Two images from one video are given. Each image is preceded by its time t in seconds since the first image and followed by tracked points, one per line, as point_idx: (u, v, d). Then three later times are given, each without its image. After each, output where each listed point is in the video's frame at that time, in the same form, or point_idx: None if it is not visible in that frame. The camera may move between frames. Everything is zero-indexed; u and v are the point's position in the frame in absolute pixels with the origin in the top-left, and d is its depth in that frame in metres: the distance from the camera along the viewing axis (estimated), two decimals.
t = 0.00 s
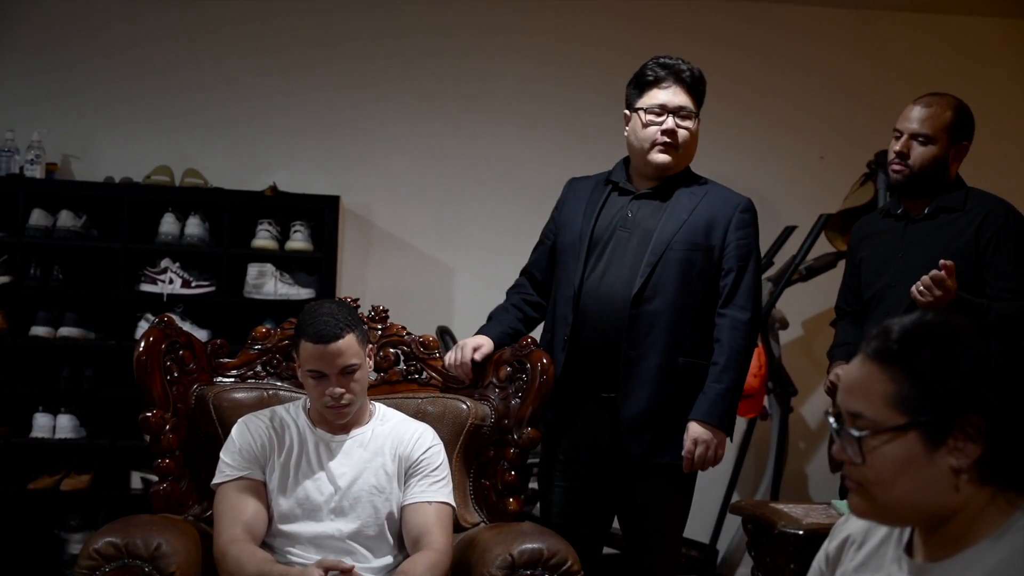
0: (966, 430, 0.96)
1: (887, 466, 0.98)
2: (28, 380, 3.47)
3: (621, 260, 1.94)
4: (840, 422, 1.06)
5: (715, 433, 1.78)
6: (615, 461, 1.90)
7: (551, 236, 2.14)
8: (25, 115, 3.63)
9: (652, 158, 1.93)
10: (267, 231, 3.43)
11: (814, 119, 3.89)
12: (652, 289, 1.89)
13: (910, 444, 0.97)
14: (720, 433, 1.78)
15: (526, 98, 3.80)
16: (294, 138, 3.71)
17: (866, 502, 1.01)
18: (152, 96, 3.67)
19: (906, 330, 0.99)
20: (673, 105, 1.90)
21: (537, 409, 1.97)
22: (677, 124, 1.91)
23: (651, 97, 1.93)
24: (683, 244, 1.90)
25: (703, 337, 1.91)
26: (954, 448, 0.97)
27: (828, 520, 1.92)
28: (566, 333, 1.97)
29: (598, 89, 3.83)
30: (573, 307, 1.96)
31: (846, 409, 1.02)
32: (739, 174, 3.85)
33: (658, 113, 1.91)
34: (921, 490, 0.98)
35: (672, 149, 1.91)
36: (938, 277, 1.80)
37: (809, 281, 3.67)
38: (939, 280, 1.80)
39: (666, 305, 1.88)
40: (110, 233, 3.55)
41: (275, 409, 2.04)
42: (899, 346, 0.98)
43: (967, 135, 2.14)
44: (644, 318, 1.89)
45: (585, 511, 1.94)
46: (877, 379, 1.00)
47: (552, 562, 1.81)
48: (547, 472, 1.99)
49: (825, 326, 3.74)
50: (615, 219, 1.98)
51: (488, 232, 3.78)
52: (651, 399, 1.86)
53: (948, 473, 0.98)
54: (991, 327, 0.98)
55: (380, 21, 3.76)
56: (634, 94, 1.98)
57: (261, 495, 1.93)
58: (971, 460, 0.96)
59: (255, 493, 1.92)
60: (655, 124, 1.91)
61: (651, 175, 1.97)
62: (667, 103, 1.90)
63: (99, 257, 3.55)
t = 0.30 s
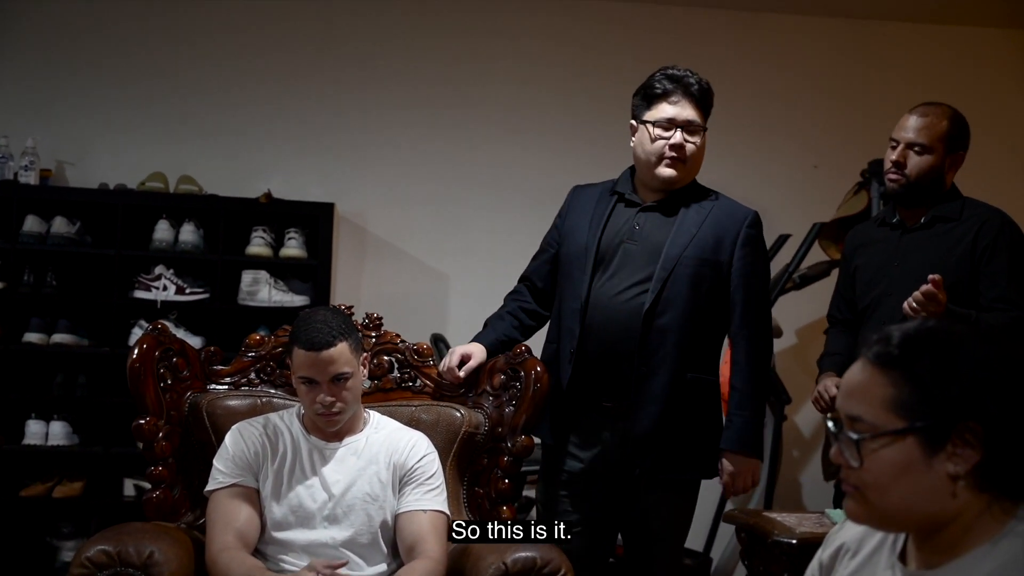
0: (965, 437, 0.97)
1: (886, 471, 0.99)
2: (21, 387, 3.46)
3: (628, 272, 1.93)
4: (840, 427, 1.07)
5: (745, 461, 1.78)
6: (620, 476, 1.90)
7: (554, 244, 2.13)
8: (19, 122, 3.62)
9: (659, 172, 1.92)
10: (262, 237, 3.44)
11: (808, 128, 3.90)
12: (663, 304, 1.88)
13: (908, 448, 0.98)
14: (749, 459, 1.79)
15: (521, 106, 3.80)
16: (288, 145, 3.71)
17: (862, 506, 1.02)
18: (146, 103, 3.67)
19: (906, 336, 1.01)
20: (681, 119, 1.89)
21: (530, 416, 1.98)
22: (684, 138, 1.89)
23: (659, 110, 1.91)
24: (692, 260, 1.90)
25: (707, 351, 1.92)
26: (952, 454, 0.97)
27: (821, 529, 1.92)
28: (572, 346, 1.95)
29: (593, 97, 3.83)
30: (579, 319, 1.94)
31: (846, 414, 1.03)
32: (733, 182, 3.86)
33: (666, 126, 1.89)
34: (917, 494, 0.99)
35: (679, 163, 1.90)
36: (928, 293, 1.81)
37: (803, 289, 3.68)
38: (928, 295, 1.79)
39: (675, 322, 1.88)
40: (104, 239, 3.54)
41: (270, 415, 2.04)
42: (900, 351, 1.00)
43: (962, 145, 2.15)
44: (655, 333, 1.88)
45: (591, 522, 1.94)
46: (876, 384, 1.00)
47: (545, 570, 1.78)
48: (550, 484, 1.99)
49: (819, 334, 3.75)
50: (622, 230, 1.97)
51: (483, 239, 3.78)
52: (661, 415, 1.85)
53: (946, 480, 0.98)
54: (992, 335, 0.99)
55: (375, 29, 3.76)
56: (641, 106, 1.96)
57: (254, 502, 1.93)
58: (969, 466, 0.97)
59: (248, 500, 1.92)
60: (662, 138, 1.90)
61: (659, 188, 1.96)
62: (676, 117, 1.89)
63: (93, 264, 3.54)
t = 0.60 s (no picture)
0: (959, 442, 0.97)
1: (881, 477, 0.99)
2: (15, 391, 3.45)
3: (629, 280, 1.93)
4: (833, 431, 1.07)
5: (744, 467, 1.81)
6: (617, 481, 1.90)
7: (548, 245, 2.12)
8: (15, 125, 3.62)
9: (659, 187, 1.91)
10: (258, 242, 3.44)
11: (803, 134, 3.91)
12: (666, 314, 1.89)
13: (902, 453, 0.98)
14: (747, 464, 1.81)
15: (517, 111, 3.81)
16: (284, 149, 3.71)
17: (855, 511, 1.02)
18: (142, 106, 3.67)
19: (901, 341, 1.01)
20: (684, 137, 1.86)
21: (525, 421, 2.00)
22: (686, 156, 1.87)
23: (662, 125, 1.87)
24: (694, 269, 1.91)
25: (708, 356, 1.93)
26: (946, 459, 0.98)
27: (815, 534, 1.93)
28: (570, 352, 1.94)
29: (589, 102, 3.84)
30: (578, 325, 1.94)
31: (840, 419, 1.03)
32: (728, 188, 3.87)
33: (668, 146, 1.86)
34: (910, 500, 0.99)
35: (679, 180, 1.89)
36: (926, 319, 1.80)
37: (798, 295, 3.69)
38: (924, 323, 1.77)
39: (680, 331, 1.89)
40: (98, 243, 3.54)
41: (264, 419, 2.04)
42: (895, 356, 1.00)
43: (957, 151, 2.15)
44: (658, 343, 1.89)
45: (591, 528, 1.93)
46: (870, 389, 1.01)
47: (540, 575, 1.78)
48: (546, 489, 1.99)
49: (814, 339, 3.76)
50: (621, 236, 1.96)
51: (479, 243, 3.78)
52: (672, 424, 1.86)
53: (940, 485, 0.99)
54: (987, 341, 1.00)
55: (372, 34, 3.76)
56: (643, 117, 1.92)
57: (249, 507, 1.92)
58: (963, 471, 0.98)
59: (243, 506, 1.92)
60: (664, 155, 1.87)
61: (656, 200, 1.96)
62: (679, 135, 1.86)
63: (87, 267, 3.54)
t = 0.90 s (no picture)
0: (950, 442, 0.98)
1: (872, 477, 1.00)
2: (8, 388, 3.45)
3: (625, 284, 1.93)
4: (825, 430, 1.07)
5: (715, 462, 1.82)
6: (610, 480, 1.91)
7: (537, 236, 2.11)
8: (8, 120, 3.61)
9: (652, 195, 1.89)
10: (251, 239, 3.44)
11: (797, 133, 3.92)
12: (659, 321, 1.90)
13: (894, 453, 0.99)
14: (720, 461, 1.82)
15: (512, 110, 3.81)
16: (277, 146, 3.71)
17: (847, 510, 1.03)
18: (136, 102, 3.66)
19: (892, 341, 1.01)
20: (679, 152, 1.81)
21: (519, 419, 1.97)
22: (681, 169, 1.83)
23: (659, 138, 1.81)
24: (688, 273, 1.91)
25: (695, 362, 1.94)
26: (937, 459, 0.98)
27: (808, 532, 1.93)
28: (562, 354, 1.94)
29: (584, 101, 3.84)
30: (572, 327, 1.93)
31: (831, 419, 1.04)
32: (722, 186, 3.88)
33: (665, 161, 1.82)
34: (902, 500, 1.00)
35: (672, 191, 1.86)
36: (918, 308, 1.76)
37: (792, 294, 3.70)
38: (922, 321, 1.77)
39: (672, 337, 1.89)
40: (91, 239, 3.53)
41: (258, 417, 2.04)
42: (887, 356, 1.00)
43: (951, 150, 2.16)
44: (653, 349, 1.89)
45: (584, 525, 1.94)
46: (861, 390, 1.01)
47: (532, 573, 1.78)
48: (539, 489, 1.99)
49: (807, 338, 3.77)
50: (616, 238, 1.95)
51: (473, 241, 3.78)
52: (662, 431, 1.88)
53: (932, 484, 0.99)
54: (978, 341, 1.00)
55: (367, 32, 3.76)
56: (641, 123, 1.85)
57: (242, 504, 1.92)
58: (954, 471, 0.98)
59: (236, 503, 1.91)
60: (659, 167, 1.83)
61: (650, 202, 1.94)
62: (676, 151, 1.80)
63: (80, 264, 3.53)
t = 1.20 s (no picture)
0: (943, 440, 0.98)
1: (866, 475, 1.00)
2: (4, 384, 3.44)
3: (623, 285, 1.93)
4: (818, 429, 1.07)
5: (714, 464, 1.86)
6: (606, 478, 1.92)
7: (532, 230, 2.11)
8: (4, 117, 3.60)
9: (651, 196, 1.89)
10: (248, 235, 3.44)
11: (794, 130, 3.92)
12: (657, 322, 1.90)
13: (887, 452, 0.99)
14: (719, 463, 1.86)
15: (509, 107, 3.81)
16: (274, 142, 3.71)
17: (841, 509, 1.03)
18: (133, 99, 3.66)
19: (885, 339, 1.02)
20: (679, 153, 1.81)
21: (515, 416, 1.98)
22: (680, 170, 1.83)
23: (659, 139, 1.82)
24: (686, 275, 1.92)
25: (691, 362, 1.95)
26: (931, 457, 0.99)
27: (803, 528, 1.94)
28: (559, 354, 1.94)
29: (581, 99, 3.84)
30: (569, 328, 1.93)
31: (824, 418, 1.04)
32: (720, 184, 3.88)
33: (665, 162, 1.82)
34: (896, 498, 1.00)
35: (671, 192, 1.87)
36: (911, 297, 1.77)
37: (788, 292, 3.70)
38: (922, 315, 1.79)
39: (670, 338, 1.90)
40: (88, 236, 3.53)
41: (254, 413, 2.04)
42: (881, 356, 1.00)
43: (948, 147, 2.16)
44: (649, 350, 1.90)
45: (581, 525, 1.95)
46: (854, 389, 1.01)
47: (529, 569, 1.79)
48: (534, 489, 1.98)
49: (804, 335, 3.77)
50: (613, 237, 1.95)
51: (470, 239, 3.78)
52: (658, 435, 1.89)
53: (925, 482, 0.99)
54: (971, 339, 1.00)
55: (364, 29, 3.76)
56: (640, 123, 1.85)
57: (238, 501, 1.92)
58: (947, 468, 0.98)
59: (232, 499, 1.91)
60: (658, 168, 1.83)
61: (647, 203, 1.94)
62: (676, 152, 1.81)
63: (77, 260, 3.52)
